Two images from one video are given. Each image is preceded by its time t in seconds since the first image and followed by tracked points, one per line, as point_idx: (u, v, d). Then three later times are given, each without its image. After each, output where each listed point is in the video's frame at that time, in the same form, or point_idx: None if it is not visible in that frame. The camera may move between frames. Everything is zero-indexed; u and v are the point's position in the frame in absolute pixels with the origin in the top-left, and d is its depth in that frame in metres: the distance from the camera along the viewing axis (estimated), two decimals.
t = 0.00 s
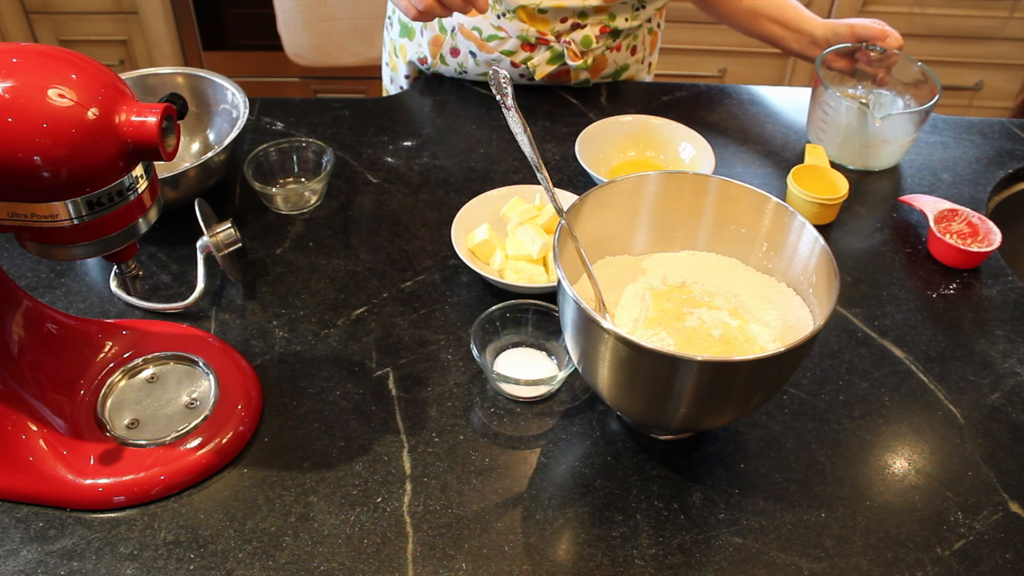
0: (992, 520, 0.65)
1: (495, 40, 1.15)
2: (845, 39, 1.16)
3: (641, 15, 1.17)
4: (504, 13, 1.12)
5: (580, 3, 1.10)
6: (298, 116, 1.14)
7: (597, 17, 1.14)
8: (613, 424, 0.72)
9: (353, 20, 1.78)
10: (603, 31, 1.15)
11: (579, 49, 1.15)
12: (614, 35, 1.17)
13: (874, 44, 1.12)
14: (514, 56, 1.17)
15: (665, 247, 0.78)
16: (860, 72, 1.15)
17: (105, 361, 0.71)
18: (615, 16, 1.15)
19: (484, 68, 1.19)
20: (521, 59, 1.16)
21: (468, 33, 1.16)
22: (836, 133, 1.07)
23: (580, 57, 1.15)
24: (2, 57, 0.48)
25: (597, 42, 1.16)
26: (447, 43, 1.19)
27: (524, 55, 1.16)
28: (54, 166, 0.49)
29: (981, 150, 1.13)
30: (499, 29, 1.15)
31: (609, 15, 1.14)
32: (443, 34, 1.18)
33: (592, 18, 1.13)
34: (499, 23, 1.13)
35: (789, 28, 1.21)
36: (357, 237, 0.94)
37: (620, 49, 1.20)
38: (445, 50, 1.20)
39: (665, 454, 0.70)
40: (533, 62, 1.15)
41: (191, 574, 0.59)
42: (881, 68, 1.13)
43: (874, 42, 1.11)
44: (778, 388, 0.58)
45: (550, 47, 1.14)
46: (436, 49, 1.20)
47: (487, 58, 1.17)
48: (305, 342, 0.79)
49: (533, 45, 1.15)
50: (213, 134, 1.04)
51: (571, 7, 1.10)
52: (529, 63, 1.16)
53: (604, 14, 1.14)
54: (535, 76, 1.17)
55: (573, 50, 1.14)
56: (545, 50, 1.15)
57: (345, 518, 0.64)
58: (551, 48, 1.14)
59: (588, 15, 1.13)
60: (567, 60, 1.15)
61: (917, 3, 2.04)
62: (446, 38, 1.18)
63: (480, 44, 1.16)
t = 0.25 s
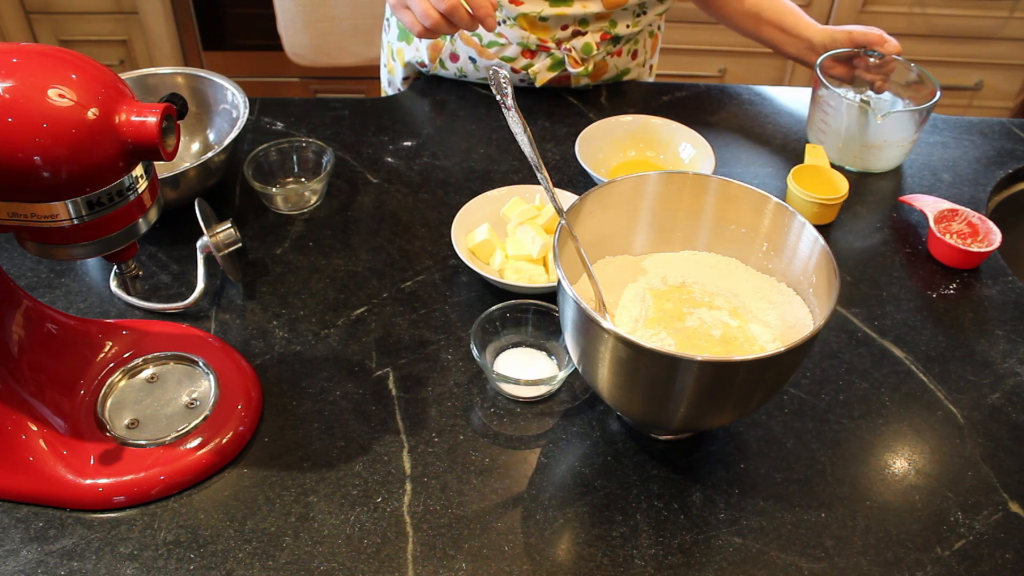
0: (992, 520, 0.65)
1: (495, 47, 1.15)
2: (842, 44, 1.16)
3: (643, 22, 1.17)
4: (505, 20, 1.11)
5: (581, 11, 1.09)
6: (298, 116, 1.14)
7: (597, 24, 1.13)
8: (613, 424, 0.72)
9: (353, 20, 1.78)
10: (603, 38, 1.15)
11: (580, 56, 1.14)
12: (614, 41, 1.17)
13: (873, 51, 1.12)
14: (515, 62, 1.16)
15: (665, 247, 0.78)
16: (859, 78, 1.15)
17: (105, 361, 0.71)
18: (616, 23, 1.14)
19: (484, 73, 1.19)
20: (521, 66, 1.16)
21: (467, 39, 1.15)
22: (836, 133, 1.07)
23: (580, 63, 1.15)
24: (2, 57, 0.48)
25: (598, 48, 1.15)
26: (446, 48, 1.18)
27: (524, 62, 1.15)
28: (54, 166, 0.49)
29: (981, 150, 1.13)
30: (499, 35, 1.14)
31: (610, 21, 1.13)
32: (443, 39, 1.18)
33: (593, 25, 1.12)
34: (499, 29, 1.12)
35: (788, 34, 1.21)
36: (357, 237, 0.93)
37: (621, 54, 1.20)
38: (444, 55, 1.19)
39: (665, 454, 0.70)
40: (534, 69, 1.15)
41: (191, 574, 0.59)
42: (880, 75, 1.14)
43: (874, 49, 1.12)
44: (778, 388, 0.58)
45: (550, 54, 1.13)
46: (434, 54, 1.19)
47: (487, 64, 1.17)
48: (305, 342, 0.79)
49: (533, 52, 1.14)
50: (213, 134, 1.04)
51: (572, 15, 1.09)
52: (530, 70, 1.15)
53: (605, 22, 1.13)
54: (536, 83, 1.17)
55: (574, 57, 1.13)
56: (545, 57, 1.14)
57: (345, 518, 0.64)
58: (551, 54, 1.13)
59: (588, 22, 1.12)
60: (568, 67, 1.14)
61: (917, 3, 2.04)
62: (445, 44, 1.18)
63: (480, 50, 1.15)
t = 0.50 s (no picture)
0: (992, 521, 0.65)
1: (495, 49, 1.14)
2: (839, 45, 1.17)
3: (644, 24, 1.16)
4: (504, 23, 1.10)
5: (582, 14, 1.08)
6: (298, 116, 1.14)
7: (597, 27, 1.12)
8: (613, 425, 0.72)
9: (353, 20, 1.78)
10: (603, 40, 1.14)
11: (580, 58, 1.14)
12: (614, 43, 1.16)
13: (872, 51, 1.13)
14: (514, 65, 1.16)
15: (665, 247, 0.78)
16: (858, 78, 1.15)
17: (105, 361, 0.71)
18: (616, 25, 1.13)
19: (484, 75, 1.19)
20: (521, 69, 1.15)
21: (467, 42, 1.15)
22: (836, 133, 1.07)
23: (580, 66, 1.15)
24: (2, 57, 0.48)
25: (597, 50, 1.15)
26: (446, 51, 1.18)
27: (524, 66, 1.15)
28: (54, 166, 0.49)
29: (981, 150, 1.13)
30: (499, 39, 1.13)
31: (610, 24, 1.12)
32: (443, 42, 1.17)
33: (593, 28, 1.11)
34: (499, 32, 1.11)
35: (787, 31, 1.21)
36: (357, 237, 0.93)
37: (621, 55, 1.19)
38: (444, 57, 1.19)
39: (665, 454, 0.70)
40: (534, 73, 1.15)
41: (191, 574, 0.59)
42: (879, 75, 1.14)
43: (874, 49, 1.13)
44: (778, 388, 0.59)
45: (550, 58, 1.13)
46: (434, 56, 1.20)
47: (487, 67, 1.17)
48: (305, 342, 0.79)
49: (533, 55, 1.14)
50: (213, 134, 1.04)
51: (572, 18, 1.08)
52: (529, 73, 1.15)
53: (605, 24, 1.12)
54: (536, 86, 1.17)
55: (574, 61, 1.13)
56: (545, 60, 1.14)
57: (345, 518, 0.64)
58: (551, 57, 1.13)
59: (589, 25, 1.11)
60: (568, 69, 1.15)
61: (917, 3, 2.04)
62: (445, 46, 1.18)
63: (480, 53, 1.15)
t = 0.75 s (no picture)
0: (992, 521, 0.65)
1: (494, 48, 1.14)
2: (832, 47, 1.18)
3: (642, 20, 1.15)
4: (501, 21, 1.10)
5: (577, 13, 1.07)
6: (298, 115, 1.14)
7: (595, 25, 1.11)
8: (613, 424, 0.72)
9: (353, 20, 1.78)
10: (601, 38, 1.13)
11: (577, 57, 1.14)
12: (613, 42, 1.16)
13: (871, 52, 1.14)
14: (514, 63, 1.16)
15: (665, 247, 0.78)
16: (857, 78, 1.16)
17: (105, 361, 0.71)
18: (614, 23, 1.12)
19: (483, 74, 1.19)
20: (520, 68, 1.16)
21: (467, 41, 1.15)
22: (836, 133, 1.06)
23: (578, 65, 1.15)
24: (2, 57, 0.48)
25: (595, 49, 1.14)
26: (446, 50, 1.18)
27: (523, 63, 1.15)
28: (54, 166, 0.49)
29: (981, 150, 1.13)
30: (497, 36, 1.13)
31: (607, 23, 1.12)
32: (443, 41, 1.18)
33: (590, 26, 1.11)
34: (496, 29, 1.12)
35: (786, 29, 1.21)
36: (357, 237, 0.93)
37: (621, 54, 1.19)
38: (444, 57, 1.19)
39: (665, 454, 0.70)
40: (532, 71, 1.15)
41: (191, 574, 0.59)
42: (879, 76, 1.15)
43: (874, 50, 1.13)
44: (778, 388, 0.59)
45: (547, 56, 1.13)
46: (435, 55, 1.20)
47: (487, 65, 1.16)
48: (305, 342, 0.79)
49: (531, 53, 1.14)
50: (213, 134, 1.04)
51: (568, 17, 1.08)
52: (528, 71, 1.15)
53: (602, 22, 1.11)
54: (534, 84, 1.17)
55: (570, 59, 1.13)
56: (543, 58, 1.14)
57: (345, 518, 0.64)
58: (549, 56, 1.13)
59: (586, 24, 1.11)
60: (566, 68, 1.14)
61: (917, 3, 2.04)
62: (445, 46, 1.18)
63: (479, 51, 1.15)
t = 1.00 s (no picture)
0: (992, 520, 0.65)
1: (492, 52, 1.15)
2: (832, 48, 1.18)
3: (641, 21, 1.15)
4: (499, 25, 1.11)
5: (575, 16, 1.08)
6: (298, 115, 1.14)
7: (594, 28, 1.12)
8: (613, 424, 0.72)
9: (353, 20, 1.78)
10: (601, 41, 1.14)
11: (577, 60, 1.14)
12: (613, 44, 1.16)
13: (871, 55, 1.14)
14: (513, 66, 1.17)
15: (665, 247, 0.78)
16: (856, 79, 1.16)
17: (105, 361, 0.71)
18: (613, 25, 1.13)
19: (483, 78, 1.19)
20: (519, 72, 1.16)
21: (466, 45, 1.15)
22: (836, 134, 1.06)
23: (578, 68, 1.15)
24: (2, 57, 0.48)
25: (595, 52, 1.15)
26: (445, 54, 1.18)
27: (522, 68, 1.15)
28: (54, 166, 0.49)
29: (981, 150, 1.13)
30: (496, 40, 1.14)
31: (606, 25, 1.12)
32: (441, 45, 1.18)
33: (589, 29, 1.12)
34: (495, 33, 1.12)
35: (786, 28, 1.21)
36: (357, 237, 0.93)
37: (621, 57, 1.19)
38: (443, 61, 1.19)
39: (665, 454, 0.70)
40: (531, 74, 1.15)
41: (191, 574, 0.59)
42: (879, 76, 1.15)
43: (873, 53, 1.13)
44: (778, 388, 0.59)
45: (546, 59, 1.14)
46: (434, 59, 1.20)
47: (486, 69, 1.17)
48: (305, 342, 0.79)
49: (530, 57, 1.15)
50: (213, 134, 1.04)
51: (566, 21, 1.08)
52: (527, 75, 1.15)
53: (601, 24, 1.12)
54: (533, 88, 1.17)
55: (570, 62, 1.13)
56: (541, 62, 1.15)
57: (345, 518, 0.64)
58: (548, 59, 1.14)
59: (584, 27, 1.11)
60: (565, 71, 1.15)
61: (917, 3, 2.04)
62: (443, 50, 1.18)
63: (478, 56, 1.15)
